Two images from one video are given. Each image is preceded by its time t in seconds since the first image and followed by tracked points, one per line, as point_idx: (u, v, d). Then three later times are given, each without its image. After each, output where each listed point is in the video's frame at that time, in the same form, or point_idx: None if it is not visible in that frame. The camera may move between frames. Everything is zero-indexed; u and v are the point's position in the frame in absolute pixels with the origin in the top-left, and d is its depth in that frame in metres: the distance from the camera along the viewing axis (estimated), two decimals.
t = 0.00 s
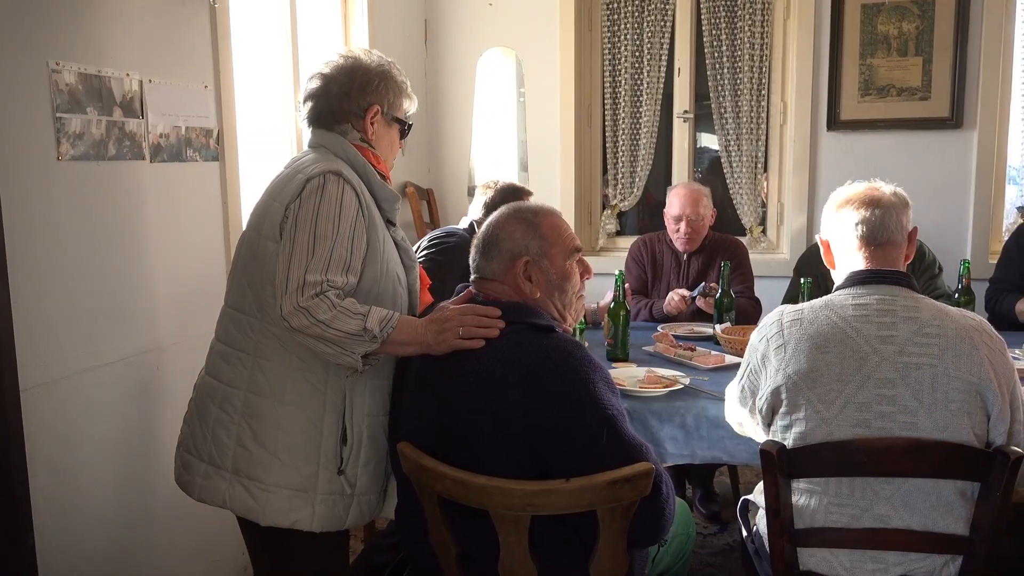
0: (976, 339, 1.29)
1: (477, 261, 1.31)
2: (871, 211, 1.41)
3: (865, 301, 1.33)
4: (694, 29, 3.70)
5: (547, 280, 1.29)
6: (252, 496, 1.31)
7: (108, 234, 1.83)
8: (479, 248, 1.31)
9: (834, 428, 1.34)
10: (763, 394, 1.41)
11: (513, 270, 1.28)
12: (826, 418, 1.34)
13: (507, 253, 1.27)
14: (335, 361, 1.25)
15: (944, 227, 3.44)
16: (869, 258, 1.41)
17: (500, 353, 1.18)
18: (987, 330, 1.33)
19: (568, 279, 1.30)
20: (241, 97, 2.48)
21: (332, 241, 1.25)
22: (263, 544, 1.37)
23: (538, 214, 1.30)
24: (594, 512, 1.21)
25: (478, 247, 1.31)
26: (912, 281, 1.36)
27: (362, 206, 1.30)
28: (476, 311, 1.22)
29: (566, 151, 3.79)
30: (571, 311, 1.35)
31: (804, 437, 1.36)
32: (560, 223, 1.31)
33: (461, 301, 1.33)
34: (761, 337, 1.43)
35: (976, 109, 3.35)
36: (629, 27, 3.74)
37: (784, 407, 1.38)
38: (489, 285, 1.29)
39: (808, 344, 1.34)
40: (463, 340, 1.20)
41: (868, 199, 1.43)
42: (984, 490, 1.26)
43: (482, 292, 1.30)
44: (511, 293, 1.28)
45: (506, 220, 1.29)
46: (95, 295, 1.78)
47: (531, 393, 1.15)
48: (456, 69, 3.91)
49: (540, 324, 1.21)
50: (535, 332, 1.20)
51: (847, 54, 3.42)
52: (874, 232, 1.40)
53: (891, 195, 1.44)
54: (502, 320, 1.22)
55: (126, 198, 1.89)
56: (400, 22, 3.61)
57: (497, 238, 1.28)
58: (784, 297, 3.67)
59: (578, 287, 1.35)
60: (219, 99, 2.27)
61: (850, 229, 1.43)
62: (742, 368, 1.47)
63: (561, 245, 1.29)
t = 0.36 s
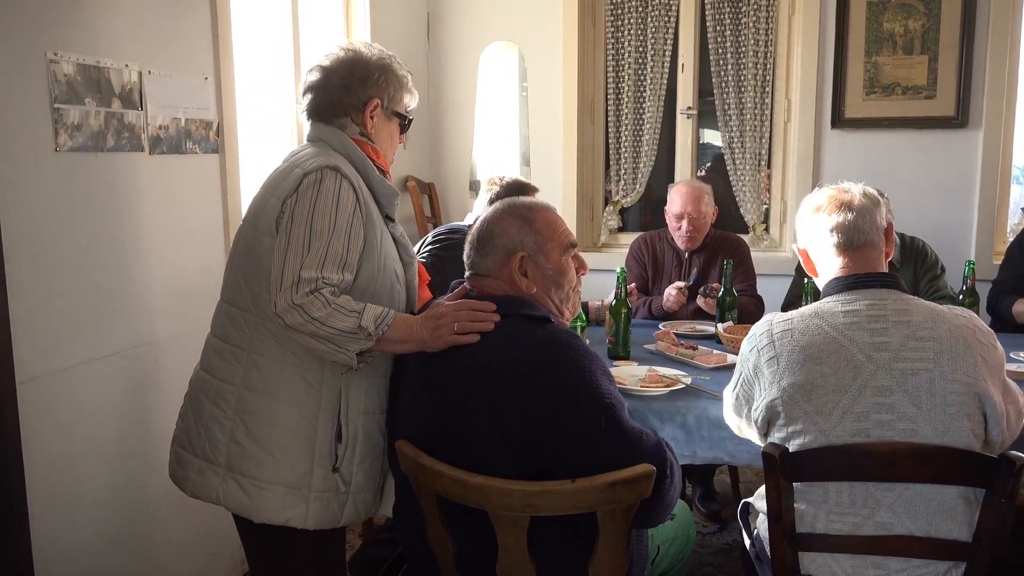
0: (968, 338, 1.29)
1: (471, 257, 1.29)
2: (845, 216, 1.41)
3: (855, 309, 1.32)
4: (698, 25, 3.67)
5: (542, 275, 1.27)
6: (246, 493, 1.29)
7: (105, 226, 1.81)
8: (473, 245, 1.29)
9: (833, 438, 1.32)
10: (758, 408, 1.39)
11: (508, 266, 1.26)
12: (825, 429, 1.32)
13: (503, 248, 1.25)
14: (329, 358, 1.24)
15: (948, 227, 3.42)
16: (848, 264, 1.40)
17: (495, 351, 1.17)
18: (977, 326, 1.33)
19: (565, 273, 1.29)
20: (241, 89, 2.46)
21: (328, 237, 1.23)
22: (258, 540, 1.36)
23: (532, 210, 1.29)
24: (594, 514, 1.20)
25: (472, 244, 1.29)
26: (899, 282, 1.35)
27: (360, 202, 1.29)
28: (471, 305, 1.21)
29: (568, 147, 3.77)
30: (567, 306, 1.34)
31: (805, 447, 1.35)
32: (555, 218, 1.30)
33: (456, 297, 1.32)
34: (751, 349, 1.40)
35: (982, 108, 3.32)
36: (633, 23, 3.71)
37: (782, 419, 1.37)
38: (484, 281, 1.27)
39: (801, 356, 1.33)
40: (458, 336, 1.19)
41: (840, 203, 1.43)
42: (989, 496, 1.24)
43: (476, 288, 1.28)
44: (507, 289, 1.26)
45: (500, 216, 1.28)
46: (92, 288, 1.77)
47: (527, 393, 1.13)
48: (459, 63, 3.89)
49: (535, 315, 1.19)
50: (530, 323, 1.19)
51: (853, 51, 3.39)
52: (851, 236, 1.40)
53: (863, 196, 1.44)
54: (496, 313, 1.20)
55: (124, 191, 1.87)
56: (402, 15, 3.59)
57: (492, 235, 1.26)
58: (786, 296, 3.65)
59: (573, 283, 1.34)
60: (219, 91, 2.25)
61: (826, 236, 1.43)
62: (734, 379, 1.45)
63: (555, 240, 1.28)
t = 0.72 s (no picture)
0: (998, 326, 1.23)
1: (470, 249, 1.22)
2: (860, 211, 1.33)
3: (880, 301, 1.24)
4: (712, 12, 3.59)
5: (542, 264, 1.19)
6: (247, 500, 1.24)
7: (106, 217, 1.75)
8: (472, 234, 1.22)
9: (864, 439, 1.24)
10: (783, 411, 1.32)
11: (504, 255, 1.19)
12: (856, 431, 1.24)
13: (500, 235, 1.18)
14: (320, 355, 1.17)
15: (969, 219, 3.34)
16: (864, 261, 1.32)
17: (491, 342, 1.09)
18: (1005, 315, 1.26)
19: (567, 261, 1.21)
20: (247, 77, 2.40)
21: (327, 228, 1.16)
22: (263, 549, 1.30)
23: (532, 197, 1.21)
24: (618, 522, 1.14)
25: (471, 234, 1.22)
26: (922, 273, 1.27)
27: (365, 193, 1.22)
28: (468, 300, 1.14)
29: (579, 137, 3.70)
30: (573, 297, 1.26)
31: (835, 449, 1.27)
32: (557, 204, 1.22)
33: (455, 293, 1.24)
34: (772, 348, 1.33)
35: (1005, 97, 3.23)
36: (645, 11, 3.63)
37: (809, 420, 1.29)
38: (483, 272, 1.20)
39: (825, 354, 1.25)
40: (458, 330, 1.12)
41: (852, 196, 1.35)
42: None
43: (476, 279, 1.21)
44: (504, 279, 1.19)
45: (497, 204, 1.21)
46: (93, 282, 1.71)
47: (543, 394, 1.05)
48: (469, 51, 3.82)
49: (528, 298, 1.12)
50: (523, 307, 1.11)
51: (872, 39, 3.31)
52: (866, 232, 1.31)
53: (876, 188, 1.36)
54: (495, 300, 1.13)
55: (125, 181, 1.81)
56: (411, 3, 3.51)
57: (489, 223, 1.19)
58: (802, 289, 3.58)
59: (579, 273, 1.26)
60: (225, 79, 2.19)
61: (840, 233, 1.34)
62: (756, 380, 1.38)
63: (557, 226, 1.19)
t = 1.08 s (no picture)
0: (997, 330, 1.19)
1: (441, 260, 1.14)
2: (850, 214, 1.27)
3: (875, 307, 1.19)
4: (687, 8, 3.54)
5: (514, 275, 1.10)
6: (196, 526, 1.14)
7: (58, 231, 1.64)
8: (443, 243, 1.14)
9: (863, 454, 1.19)
10: (776, 423, 1.27)
11: (473, 265, 1.10)
12: (854, 444, 1.19)
13: (469, 245, 1.10)
14: (272, 375, 1.09)
15: (947, 214, 3.32)
16: (857, 265, 1.26)
17: (457, 358, 1.02)
18: (1004, 319, 1.22)
19: (543, 274, 1.11)
20: (207, 81, 2.30)
21: (281, 237, 1.08)
22: None
23: (505, 203, 1.12)
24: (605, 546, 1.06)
25: (441, 244, 1.14)
26: (918, 276, 1.23)
27: (322, 199, 1.14)
28: (433, 317, 1.07)
29: (554, 137, 3.63)
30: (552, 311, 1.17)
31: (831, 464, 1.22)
32: (534, 211, 1.13)
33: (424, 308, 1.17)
34: (763, 359, 1.28)
35: (982, 91, 3.22)
36: (620, 8, 3.58)
37: (803, 434, 1.24)
38: (453, 283, 1.12)
39: (819, 364, 1.20)
40: (421, 348, 1.05)
41: (841, 198, 1.29)
42: None
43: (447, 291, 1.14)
44: (474, 292, 1.11)
45: (467, 211, 1.12)
46: (45, 300, 1.61)
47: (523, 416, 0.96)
48: (440, 51, 3.75)
49: (496, 316, 1.04)
50: (492, 325, 1.04)
51: (849, 34, 3.28)
52: (857, 235, 1.26)
53: (865, 190, 1.30)
54: (460, 318, 1.07)
55: (78, 192, 1.71)
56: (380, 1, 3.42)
57: (459, 232, 1.11)
58: (781, 287, 3.54)
59: (558, 286, 1.17)
60: (184, 83, 2.09)
61: (830, 237, 1.29)
62: (746, 391, 1.32)
63: (531, 236, 1.10)
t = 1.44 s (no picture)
0: (1013, 336, 1.10)
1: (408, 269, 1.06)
2: (856, 209, 1.18)
3: (883, 307, 1.10)
4: None
5: (482, 287, 1.02)
6: (137, 563, 1.05)
7: (6, 233, 1.53)
8: (410, 249, 1.06)
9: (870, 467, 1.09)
10: (773, 431, 1.17)
11: (439, 277, 1.02)
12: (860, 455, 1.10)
13: (434, 254, 1.02)
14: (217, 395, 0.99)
15: (946, 210, 3.24)
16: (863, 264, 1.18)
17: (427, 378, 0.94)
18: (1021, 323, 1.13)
19: (515, 284, 1.03)
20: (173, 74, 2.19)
21: (221, 239, 0.97)
22: None
23: (476, 205, 1.03)
24: None
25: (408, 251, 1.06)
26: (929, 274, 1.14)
27: (267, 196, 1.03)
28: (394, 332, 0.99)
29: (541, 132, 3.53)
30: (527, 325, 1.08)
31: (835, 477, 1.11)
32: (509, 214, 1.04)
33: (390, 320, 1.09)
34: (762, 362, 1.18)
35: (980, 83, 3.13)
36: None
37: (804, 443, 1.14)
38: (419, 295, 1.05)
39: (823, 366, 1.11)
40: (382, 370, 0.96)
41: (844, 193, 1.20)
42: None
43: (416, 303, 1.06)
44: (442, 306, 1.03)
45: (433, 216, 1.04)
46: None
47: (506, 446, 0.88)
48: (423, 45, 3.64)
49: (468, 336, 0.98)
50: (457, 350, 0.97)
51: (843, 25, 3.19)
52: (864, 232, 1.17)
53: (872, 184, 1.21)
54: (426, 337, 0.99)
55: (29, 192, 1.60)
56: None
57: (424, 238, 1.03)
58: (774, 286, 3.46)
59: (535, 295, 1.09)
60: (148, 77, 1.98)
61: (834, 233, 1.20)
62: (744, 398, 1.22)
63: (502, 244, 1.02)
